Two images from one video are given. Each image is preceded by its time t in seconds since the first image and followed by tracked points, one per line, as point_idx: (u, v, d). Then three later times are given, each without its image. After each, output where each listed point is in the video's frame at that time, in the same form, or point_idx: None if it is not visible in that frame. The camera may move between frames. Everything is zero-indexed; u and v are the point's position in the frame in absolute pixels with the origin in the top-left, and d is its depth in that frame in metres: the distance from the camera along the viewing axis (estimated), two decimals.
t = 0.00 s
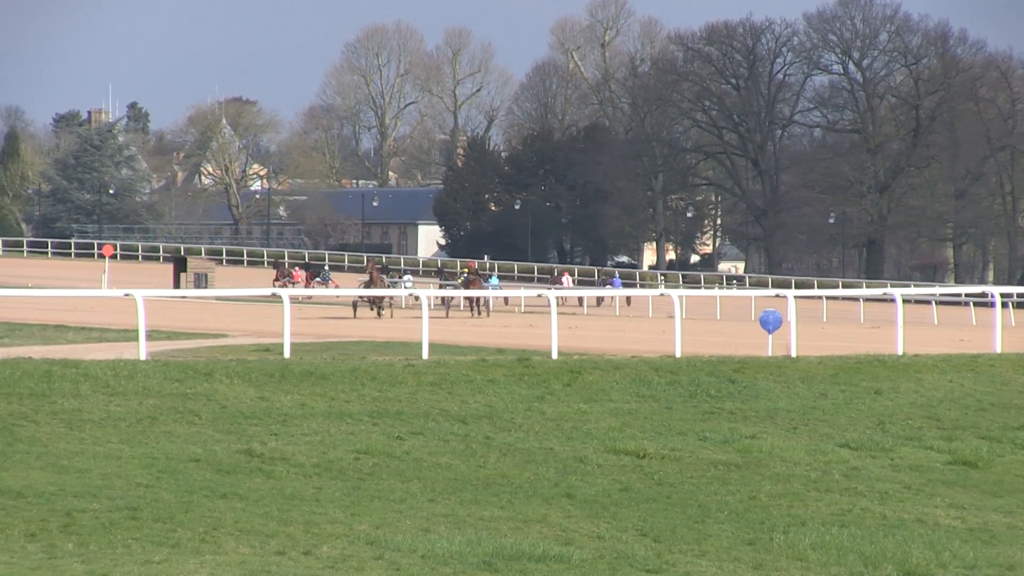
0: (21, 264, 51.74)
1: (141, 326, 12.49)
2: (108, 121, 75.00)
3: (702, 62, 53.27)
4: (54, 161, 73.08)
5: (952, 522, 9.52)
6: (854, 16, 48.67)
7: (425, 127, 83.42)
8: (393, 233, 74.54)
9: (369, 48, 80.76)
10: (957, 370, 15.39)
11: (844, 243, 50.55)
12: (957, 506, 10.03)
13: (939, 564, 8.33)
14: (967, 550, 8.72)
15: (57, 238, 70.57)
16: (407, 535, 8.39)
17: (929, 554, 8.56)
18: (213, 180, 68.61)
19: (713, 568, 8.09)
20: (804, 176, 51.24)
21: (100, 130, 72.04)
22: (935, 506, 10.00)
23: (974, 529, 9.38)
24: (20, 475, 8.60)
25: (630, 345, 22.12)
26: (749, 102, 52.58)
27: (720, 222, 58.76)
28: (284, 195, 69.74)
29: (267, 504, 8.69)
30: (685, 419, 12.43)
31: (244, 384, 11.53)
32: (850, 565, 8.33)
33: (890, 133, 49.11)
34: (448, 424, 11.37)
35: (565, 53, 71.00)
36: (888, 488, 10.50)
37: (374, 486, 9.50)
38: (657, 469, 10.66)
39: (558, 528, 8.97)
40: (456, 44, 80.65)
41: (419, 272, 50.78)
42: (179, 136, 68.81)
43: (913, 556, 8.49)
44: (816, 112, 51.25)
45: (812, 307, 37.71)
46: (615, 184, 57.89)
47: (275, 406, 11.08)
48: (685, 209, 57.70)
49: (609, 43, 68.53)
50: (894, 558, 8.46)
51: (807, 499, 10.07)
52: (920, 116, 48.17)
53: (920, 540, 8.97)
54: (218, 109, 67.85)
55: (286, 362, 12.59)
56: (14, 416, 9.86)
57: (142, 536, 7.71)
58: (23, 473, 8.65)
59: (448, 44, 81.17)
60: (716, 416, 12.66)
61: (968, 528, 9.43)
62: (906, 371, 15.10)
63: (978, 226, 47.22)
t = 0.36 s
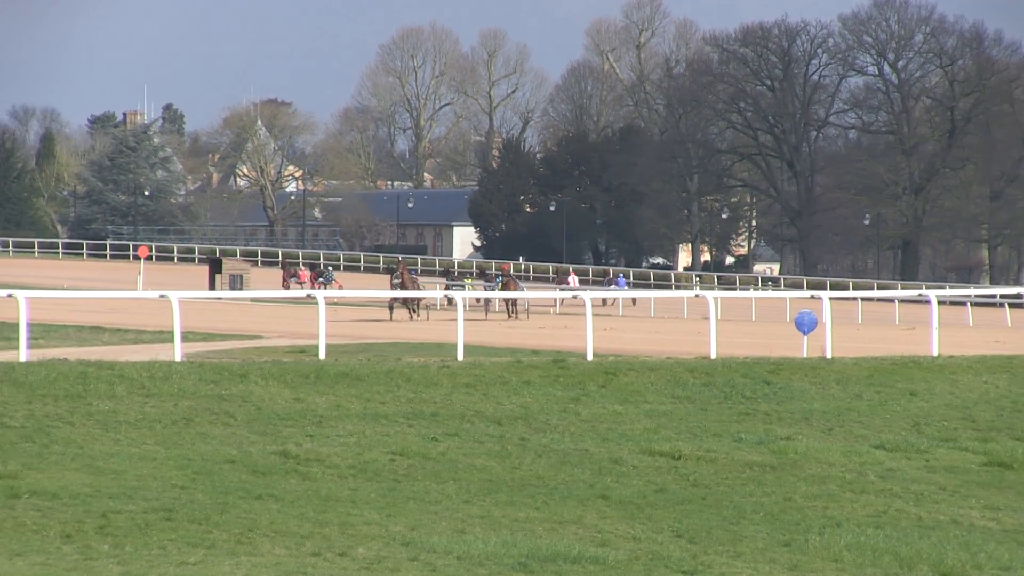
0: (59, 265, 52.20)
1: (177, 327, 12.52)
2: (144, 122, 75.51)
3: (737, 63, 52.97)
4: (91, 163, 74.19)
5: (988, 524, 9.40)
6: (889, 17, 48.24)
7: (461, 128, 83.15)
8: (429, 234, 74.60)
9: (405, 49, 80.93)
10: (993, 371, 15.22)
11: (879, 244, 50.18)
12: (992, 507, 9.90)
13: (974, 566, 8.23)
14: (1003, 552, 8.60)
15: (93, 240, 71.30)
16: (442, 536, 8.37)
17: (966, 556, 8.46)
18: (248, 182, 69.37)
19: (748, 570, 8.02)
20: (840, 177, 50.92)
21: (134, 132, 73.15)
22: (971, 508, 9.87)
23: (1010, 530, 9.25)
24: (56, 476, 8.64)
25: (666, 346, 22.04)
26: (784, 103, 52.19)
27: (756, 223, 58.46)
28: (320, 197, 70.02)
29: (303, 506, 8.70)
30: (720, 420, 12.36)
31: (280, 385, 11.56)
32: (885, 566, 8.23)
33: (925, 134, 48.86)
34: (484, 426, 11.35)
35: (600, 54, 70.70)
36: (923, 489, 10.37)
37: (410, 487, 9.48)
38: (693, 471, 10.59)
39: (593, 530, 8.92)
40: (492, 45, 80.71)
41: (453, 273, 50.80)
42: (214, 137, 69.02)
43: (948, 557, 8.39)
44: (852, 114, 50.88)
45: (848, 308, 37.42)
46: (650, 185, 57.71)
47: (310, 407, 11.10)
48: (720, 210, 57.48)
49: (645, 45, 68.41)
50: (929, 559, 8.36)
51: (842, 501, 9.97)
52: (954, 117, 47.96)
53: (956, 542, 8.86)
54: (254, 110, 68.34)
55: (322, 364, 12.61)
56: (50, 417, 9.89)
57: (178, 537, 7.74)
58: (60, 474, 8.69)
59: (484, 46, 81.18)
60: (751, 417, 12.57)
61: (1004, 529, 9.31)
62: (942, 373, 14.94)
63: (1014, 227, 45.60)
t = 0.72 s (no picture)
0: (112, 266, 52.76)
1: (226, 328, 12.52)
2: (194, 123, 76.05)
3: (786, 65, 52.44)
4: (139, 164, 74.65)
5: None
6: (938, 19, 47.67)
7: (510, 129, 82.97)
8: (478, 236, 74.55)
9: (454, 50, 81.05)
10: None
11: (927, 246, 49.62)
12: None
13: None
14: None
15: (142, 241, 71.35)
16: (491, 537, 8.34)
17: (1016, 558, 8.33)
18: (298, 183, 70.11)
19: (798, 571, 7.94)
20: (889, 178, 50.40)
21: (185, 133, 73.49)
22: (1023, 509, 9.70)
23: None
24: (105, 477, 8.70)
25: (716, 348, 21.79)
26: (832, 105, 51.50)
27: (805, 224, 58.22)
28: (369, 198, 70.33)
29: (351, 507, 8.71)
30: (769, 421, 12.23)
31: (329, 387, 11.58)
32: (934, 567, 8.13)
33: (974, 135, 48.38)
34: (533, 427, 11.30)
35: (649, 55, 70.64)
36: (973, 490, 10.19)
37: (459, 488, 9.46)
38: (741, 472, 10.48)
39: (642, 531, 8.85)
40: (540, 47, 80.73)
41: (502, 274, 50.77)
42: (263, 139, 69.52)
43: (999, 559, 8.27)
44: (900, 115, 50.25)
45: (898, 310, 36.96)
46: (699, 186, 57.40)
47: (360, 408, 11.11)
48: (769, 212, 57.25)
49: (693, 45, 68.32)
50: (979, 560, 8.24)
51: (891, 502, 9.82)
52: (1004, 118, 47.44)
53: (1006, 543, 8.71)
54: (303, 111, 69.20)
55: (370, 365, 12.61)
56: (99, 418, 9.95)
57: (227, 539, 7.77)
58: (110, 475, 8.75)
59: (533, 47, 81.21)
60: (801, 418, 12.44)
61: None
62: (992, 374, 14.72)
63: None
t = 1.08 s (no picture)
0: (160, 268, 53.34)
1: (270, 329, 12.55)
2: (239, 125, 76.70)
3: (831, 66, 52.13)
4: (185, 165, 75.32)
5: None
6: (984, 20, 47.00)
7: (555, 130, 82.82)
8: (523, 237, 74.46)
9: (499, 51, 81.03)
10: None
11: (973, 247, 48.92)
12: None
13: None
14: None
15: (186, 242, 73.06)
16: (536, 538, 8.31)
17: None
18: (343, 184, 70.47)
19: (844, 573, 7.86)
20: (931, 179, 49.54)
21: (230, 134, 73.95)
22: None
23: None
24: (151, 479, 8.74)
25: (762, 349, 21.60)
26: (878, 106, 51.19)
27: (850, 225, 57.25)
28: (414, 200, 70.54)
29: (396, 508, 8.71)
30: (814, 423, 12.11)
31: (373, 388, 11.59)
32: (979, 569, 8.04)
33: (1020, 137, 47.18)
34: (578, 428, 11.26)
35: (694, 56, 70.40)
36: (1019, 491, 10.03)
37: (504, 490, 9.44)
38: (786, 474, 10.38)
39: (687, 532, 8.78)
40: (585, 47, 80.53)
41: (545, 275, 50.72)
42: (308, 140, 70.08)
43: None
44: (945, 116, 49.51)
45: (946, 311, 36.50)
46: (745, 186, 57.00)
47: (404, 410, 11.12)
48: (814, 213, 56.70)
49: (738, 47, 67.50)
50: None
51: (936, 503, 9.68)
52: None
53: None
54: (348, 112, 69.36)
55: (415, 366, 12.60)
56: (144, 419, 10.00)
57: (271, 540, 7.79)
58: (155, 476, 8.78)
59: (578, 48, 81.10)
60: (845, 419, 12.31)
61: None
62: None
63: None
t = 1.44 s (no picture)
0: (204, 268, 53.87)
1: (313, 330, 12.57)
2: (282, 125, 77.11)
3: (873, 66, 51.60)
4: (228, 165, 75.80)
5: None
6: None
7: (597, 130, 82.73)
8: (565, 237, 74.38)
9: (541, 51, 80.90)
10: None
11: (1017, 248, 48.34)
12: None
13: None
14: None
15: (229, 242, 73.04)
16: (579, 538, 8.28)
17: None
18: (385, 185, 70.75)
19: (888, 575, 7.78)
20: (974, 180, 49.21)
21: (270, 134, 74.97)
22: None
23: None
24: (193, 480, 8.79)
25: (806, 350, 21.45)
26: (920, 106, 50.60)
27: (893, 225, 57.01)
28: (456, 200, 70.55)
29: (440, 509, 8.70)
30: (856, 423, 11.98)
31: (416, 389, 11.60)
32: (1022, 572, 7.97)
33: None
34: (620, 429, 11.21)
35: (737, 57, 70.01)
36: None
37: (546, 490, 9.41)
38: (829, 474, 10.28)
39: (730, 532, 8.73)
40: (628, 48, 80.32)
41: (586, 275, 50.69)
42: (350, 140, 70.67)
43: None
44: (987, 116, 49.57)
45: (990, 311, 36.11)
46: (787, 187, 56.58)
47: (447, 410, 11.11)
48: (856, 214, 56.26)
49: (780, 48, 66.87)
50: None
51: (979, 503, 9.55)
52: None
53: None
54: (391, 113, 69.85)
55: (458, 366, 12.61)
56: (187, 420, 10.06)
57: (314, 540, 7.82)
58: (198, 477, 8.83)
59: (621, 49, 80.89)
60: (887, 419, 12.18)
61: None
62: None
63: None
